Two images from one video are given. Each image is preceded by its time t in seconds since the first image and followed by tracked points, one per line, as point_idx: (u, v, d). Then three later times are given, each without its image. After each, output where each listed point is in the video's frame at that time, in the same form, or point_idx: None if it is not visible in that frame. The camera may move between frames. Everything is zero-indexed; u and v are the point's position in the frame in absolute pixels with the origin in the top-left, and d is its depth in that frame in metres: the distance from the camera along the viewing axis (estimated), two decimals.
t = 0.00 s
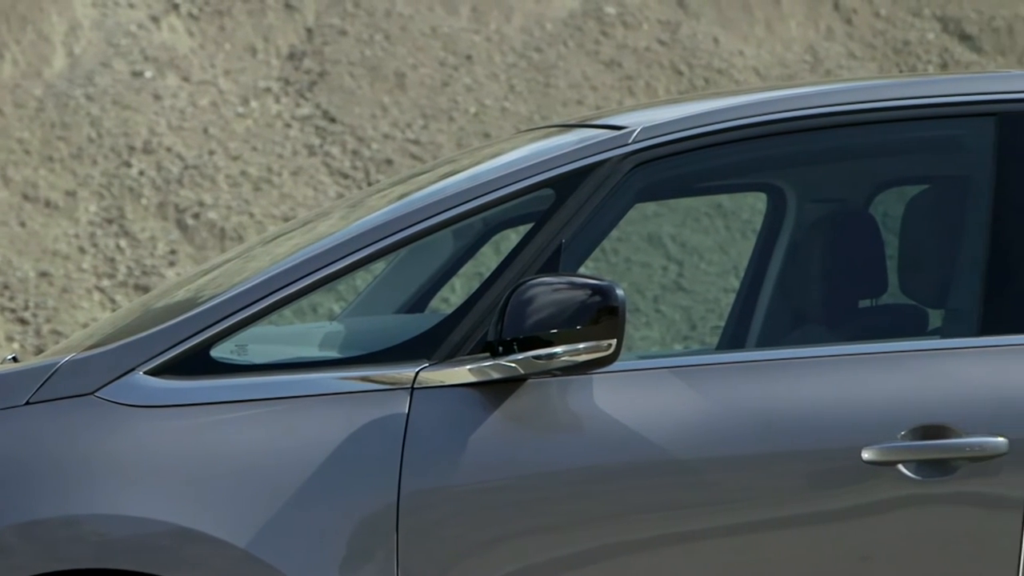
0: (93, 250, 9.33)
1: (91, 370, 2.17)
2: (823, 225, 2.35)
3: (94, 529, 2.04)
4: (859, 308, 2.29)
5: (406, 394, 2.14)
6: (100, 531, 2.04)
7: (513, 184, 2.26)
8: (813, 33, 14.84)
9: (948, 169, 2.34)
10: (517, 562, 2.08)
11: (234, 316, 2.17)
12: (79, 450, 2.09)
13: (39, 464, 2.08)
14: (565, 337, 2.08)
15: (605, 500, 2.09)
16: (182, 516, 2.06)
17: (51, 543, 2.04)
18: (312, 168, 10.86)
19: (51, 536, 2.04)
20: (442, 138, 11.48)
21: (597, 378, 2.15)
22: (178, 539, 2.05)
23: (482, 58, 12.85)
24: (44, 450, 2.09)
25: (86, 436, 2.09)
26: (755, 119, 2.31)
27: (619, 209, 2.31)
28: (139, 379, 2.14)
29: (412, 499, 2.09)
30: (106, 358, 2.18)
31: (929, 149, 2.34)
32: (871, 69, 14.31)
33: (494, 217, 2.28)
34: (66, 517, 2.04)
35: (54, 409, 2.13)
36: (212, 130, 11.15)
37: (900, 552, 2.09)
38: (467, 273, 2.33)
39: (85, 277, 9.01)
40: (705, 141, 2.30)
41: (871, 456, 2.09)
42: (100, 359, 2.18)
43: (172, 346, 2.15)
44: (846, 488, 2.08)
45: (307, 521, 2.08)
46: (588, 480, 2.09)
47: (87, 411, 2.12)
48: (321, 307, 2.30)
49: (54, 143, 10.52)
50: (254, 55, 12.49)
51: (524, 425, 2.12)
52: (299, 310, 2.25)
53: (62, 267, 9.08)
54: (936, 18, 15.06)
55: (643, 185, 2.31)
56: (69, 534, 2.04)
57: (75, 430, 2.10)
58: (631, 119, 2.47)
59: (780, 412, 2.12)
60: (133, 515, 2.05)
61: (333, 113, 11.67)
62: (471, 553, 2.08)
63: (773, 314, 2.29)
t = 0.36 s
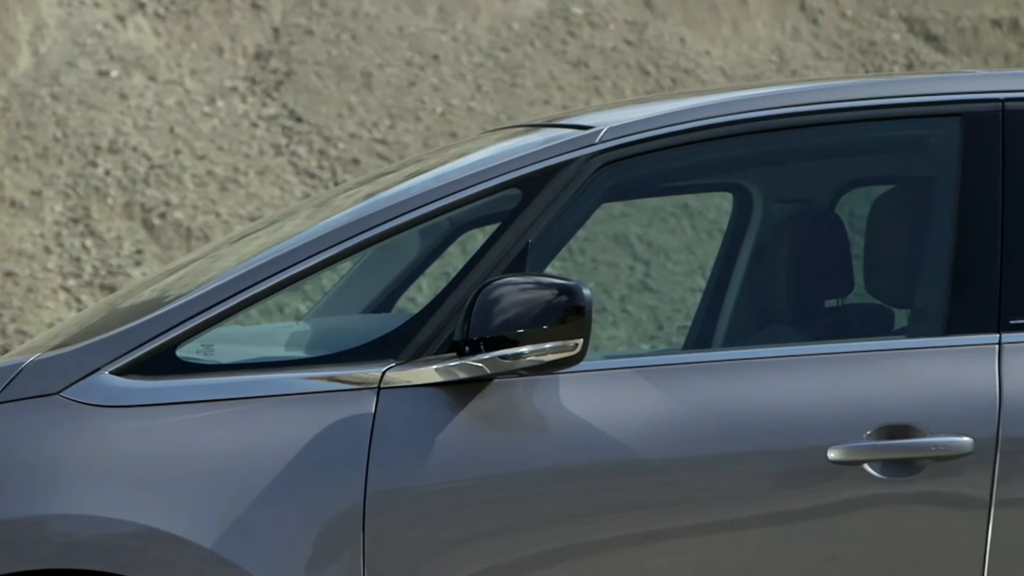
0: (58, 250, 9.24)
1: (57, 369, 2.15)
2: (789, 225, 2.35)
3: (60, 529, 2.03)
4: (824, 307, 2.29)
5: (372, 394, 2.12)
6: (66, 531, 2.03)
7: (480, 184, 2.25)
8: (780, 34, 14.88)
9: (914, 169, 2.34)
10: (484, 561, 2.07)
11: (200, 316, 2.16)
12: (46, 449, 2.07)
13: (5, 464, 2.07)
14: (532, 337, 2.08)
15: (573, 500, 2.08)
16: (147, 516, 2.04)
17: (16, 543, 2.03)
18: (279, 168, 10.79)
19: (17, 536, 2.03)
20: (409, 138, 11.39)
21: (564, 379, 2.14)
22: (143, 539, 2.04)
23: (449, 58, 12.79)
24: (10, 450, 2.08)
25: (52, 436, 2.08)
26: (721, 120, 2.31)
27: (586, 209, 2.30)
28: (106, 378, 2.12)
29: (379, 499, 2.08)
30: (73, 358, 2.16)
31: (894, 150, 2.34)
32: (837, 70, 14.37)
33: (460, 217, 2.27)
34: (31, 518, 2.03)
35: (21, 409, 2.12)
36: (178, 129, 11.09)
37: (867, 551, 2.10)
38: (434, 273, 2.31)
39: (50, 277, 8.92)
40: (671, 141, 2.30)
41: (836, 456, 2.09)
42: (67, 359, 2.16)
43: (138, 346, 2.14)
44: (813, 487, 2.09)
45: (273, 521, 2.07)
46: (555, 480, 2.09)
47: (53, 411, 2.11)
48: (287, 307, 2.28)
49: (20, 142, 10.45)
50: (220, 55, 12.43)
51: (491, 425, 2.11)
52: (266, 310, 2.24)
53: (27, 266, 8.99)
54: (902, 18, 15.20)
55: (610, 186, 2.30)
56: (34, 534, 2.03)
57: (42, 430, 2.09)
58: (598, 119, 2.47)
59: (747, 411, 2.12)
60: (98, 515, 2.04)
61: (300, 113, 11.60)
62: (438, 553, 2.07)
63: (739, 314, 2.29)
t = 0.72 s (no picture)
0: (25, 249, 9.15)
1: (23, 368, 2.13)
2: (756, 225, 2.35)
3: (25, 529, 2.00)
4: (791, 306, 2.29)
5: (340, 393, 2.11)
6: (31, 532, 2.00)
7: (446, 184, 2.24)
8: (747, 33, 14.94)
9: (881, 169, 2.35)
10: (451, 561, 2.06)
11: (167, 315, 2.14)
12: (11, 448, 2.05)
13: None
14: (500, 336, 2.07)
15: (542, 500, 2.07)
16: (112, 516, 2.02)
17: None
18: (246, 167, 10.72)
19: None
20: (376, 137, 11.32)
21: (531, 378, 2.14)
22: (109, 539, 2.01)
23: (416, 57, 12.75)
24: None
25: (18, 435, 2.05)
26: (689, 119, 2.31)
27: (553, 209, 2.30)
28: (72, 378, 2.10)
29: (345, 499, 2.06)
30: (39, 357, 2.14)
31: (860, 150, 2.35)
32: (804, 69, 14.44)
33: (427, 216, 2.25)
34: None
35: None
36: (145, 128, 11.02)
37: (835, 549, 2.10)
38: (401, 273, 2.29)
39: (17, 277, 8.83)
40: (639, 140, 2.29)
41: (803, 455, 2.10)
42: (33, 359, 2.14)
43: (105, 345, 2.12)
44: (781, 487, 2.09)
45: (239, 520, 2.05)
46: (523, 480, 2.08)
47: (19, 411, 2.08)
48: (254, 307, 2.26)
49: None
50: (187, 53, 12.36)
51: (458, 424, 2.10)
52: (232, 309, 2.22)
53: None
54: (868, 19, 15.30)
55: (577, 185, 2.30)
56: None
57: (7, 430, 2.06)
58: (566, 119, 2.47)
59: (715, 410, 2.12)
60: (63, 516, 2.01)
61: (268, 112, 11.54)
62: (405, 553, 2.06)
63: (706, 312, 2.29)
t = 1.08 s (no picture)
0: None
1: None
2: (725, 224, 2.36)
3: None
4: (759, 306, 2.29)
5: (309, 393, 2.09)
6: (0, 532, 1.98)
7: (414, 183, 2.23)
8: (716, 33, 15.00)
9: (848, 169, 2.36)
10: (419, 562, 2.05)
11: (135, 314, 2.12)
12: None
13: None
14: (469, 335, 2.06)
15: (510, 500, 2.06)
16: (82, 516, 2.00)
17: None
18: (214, 166, 10.65)
19: None
20: (345, 136, 11.27)
21: (500, 378, 2.13)
22: (78, 539, 1.99)
23: (385, 56, 12.71)
24: None
25: None
26: (657, 119, 2.31)
27: (522, 209, 2.29)
28: (40, 378, 2.08)
29: (314, 499, 2.05)
30: (8, 357, 2.11)
31: (828, 149, 2.35)
32: (771, 69, 14.49)
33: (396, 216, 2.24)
34: None
35: None
36: (113, 127, 10.94)
37: (803, 549, 2.10)
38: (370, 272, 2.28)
39: None
40: (608, 140, 2.29)
41: (772, 454, 2.10)
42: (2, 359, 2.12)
43: (74, 344, 2.10)
44: (750, 486, 2.09)
45: (209, 519, 2.03)
46: (492, 480, 2.07)
47: None
48: (223, 306, 2.24)
49: None
50: (155, 53, 12.28)
51: (427, 423, 2.09)
52: (201, 309, 2.20)
53: None
54: (835, 19, 15.39)
55: (546, 185, 2.29)
56: None
57: None
58: (534, 118, 2.46)
59: (685, 410, 2.12)
60: (33, 516, 1.99)
61: (236, 111, 11.48)
62: (372, 553, 2.05)
63: (675, 311, 2.29)
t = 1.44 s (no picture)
0: None
1: None
2: (697, 223, 2.36)
3: None
4: (731, 305, 2.30)
5: (279, 392, 2.08)
6: None
7: (384, 182, 2.22)
8: (687, 32, 15.04)
9: (818, 169, 2.36)
10: (390, 561, 2.04)
11: (106, 313, 2.10)
12: None
13: None
14: (440, 334, 2.05)
15: (482, 500, 2.06)
16: (53, 516, 1.98)
17: None
18: (185, 165, 10.59)
19: None
20: (316, 135, 11.21)
21: (471, 377, 2.12)
22: (49, 538, 1.97)
23: (356, 55, 12.67)
24: None
25: None
26: (628, 119, 2.31)
27: (493, 207, 2.28)
28: (11, 377, 2.06)
29: (285, 498, 2.03)
30: None
31: (798, 149, 2.36)
32: (742, 68, 14.55)
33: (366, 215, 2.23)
34: None
35: None
36: (84, 126, 10.86)
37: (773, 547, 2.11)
38: (340, 271, 2.27)
39: None
40: (579, 139, 2.29)
41: (743, 453, 2.11)
42: None
43: (44, 344, 2.08)
44: (722, 485, 2.10)
45: (180, 518, 2.01)
46: (463, 479, 2.06)
47: None
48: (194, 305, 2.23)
49: None
50: (125, 51, 12.21)
51: (398, 423, 2.08)
52: (172, 308, 2.18)
53: None
54: (806, 19, 15.46)
55: (517, 184, 2.29)
56: None
57: None
58: (505, 117, 2.45)
59: (658, 409, 2.12)
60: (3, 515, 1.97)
61: (206, 109, 11.42)
62: (343, 553, 2.04)
63: (646, 311, 2.29)
